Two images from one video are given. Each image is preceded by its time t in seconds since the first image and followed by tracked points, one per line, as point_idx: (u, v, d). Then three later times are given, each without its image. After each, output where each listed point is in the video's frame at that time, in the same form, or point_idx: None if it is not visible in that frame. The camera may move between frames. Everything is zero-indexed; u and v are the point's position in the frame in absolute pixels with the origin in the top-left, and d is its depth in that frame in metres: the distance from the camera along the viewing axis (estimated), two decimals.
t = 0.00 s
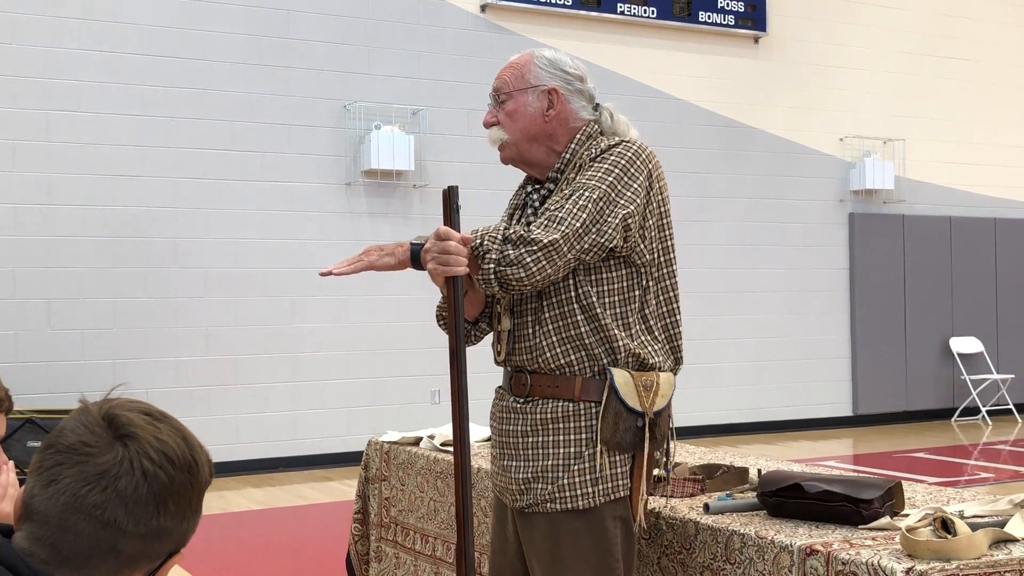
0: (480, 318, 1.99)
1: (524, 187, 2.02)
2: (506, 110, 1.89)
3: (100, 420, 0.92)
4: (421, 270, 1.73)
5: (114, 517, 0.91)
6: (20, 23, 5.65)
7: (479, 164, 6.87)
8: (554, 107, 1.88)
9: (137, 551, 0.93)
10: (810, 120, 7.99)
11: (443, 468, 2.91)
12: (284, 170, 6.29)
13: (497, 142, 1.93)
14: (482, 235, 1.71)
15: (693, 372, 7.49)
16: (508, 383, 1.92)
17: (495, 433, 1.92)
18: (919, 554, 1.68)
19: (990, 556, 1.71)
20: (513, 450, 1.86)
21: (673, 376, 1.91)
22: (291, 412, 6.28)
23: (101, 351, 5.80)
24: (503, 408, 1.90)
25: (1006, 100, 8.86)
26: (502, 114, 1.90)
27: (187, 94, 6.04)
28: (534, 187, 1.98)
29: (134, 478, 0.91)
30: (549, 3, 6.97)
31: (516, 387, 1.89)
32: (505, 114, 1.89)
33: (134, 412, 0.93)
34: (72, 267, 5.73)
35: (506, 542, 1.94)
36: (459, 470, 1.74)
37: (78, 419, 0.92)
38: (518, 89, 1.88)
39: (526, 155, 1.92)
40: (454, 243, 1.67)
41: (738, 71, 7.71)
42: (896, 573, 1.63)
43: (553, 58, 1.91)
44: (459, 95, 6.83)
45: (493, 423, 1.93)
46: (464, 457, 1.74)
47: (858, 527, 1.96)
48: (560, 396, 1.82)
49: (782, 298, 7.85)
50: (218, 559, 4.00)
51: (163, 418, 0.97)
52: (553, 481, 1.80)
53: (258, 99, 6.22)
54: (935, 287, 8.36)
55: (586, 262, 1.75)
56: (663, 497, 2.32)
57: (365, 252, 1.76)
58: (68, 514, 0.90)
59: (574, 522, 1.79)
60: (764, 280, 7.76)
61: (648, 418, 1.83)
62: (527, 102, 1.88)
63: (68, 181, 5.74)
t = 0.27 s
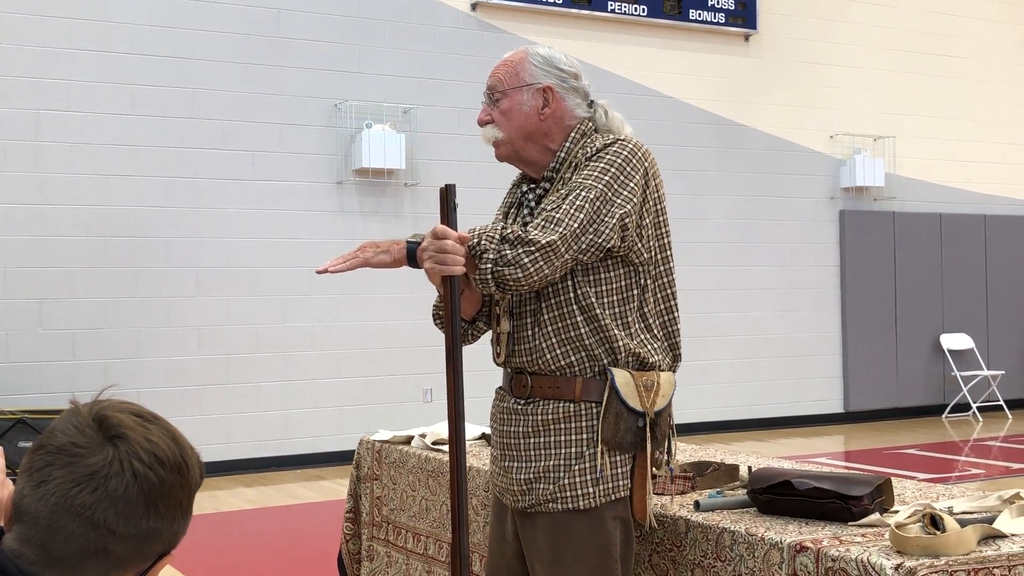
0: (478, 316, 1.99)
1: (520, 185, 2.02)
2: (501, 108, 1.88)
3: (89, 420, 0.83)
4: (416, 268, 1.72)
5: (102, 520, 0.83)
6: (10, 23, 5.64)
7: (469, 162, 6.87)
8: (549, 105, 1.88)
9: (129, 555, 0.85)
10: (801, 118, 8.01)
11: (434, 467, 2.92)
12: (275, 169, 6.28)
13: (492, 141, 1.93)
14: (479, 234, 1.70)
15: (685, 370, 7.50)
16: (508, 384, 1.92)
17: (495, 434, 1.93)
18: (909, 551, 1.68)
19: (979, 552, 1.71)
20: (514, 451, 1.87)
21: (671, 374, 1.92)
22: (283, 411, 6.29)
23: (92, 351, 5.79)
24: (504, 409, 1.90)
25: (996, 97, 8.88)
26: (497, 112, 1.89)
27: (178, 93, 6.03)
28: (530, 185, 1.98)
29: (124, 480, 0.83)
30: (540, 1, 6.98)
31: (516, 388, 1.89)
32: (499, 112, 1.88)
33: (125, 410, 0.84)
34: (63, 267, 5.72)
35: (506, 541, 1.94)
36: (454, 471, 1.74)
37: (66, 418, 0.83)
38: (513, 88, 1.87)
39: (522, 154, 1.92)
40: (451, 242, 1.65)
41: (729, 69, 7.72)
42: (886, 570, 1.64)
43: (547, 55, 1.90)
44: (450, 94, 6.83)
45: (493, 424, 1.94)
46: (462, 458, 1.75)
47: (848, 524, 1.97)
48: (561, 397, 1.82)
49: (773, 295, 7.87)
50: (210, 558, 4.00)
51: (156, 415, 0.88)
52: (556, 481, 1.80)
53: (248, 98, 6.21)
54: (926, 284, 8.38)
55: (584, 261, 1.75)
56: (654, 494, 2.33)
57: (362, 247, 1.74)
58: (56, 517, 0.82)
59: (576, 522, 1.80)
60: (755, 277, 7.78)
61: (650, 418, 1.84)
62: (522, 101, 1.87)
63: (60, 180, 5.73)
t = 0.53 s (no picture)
0: (474, 316, 1.98)
1: (514, 183, 2.02)
2: (499, 104, 1.88)
3: (82, 423, 0.82)
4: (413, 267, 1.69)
5: (94, 524, 0.82)
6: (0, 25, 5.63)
7: (461, 164, 6.87)
8: (548, 106, 1.88)
9: (120, 557, 0.85)
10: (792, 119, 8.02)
11: (427, 468, 2.92)
12: (267, 170, 6.27)
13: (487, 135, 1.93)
14: (479, 234, 1.68)
15: (678, 370, 7.51)
16: (504, 385, 1.92)
17: (493, 436, 1.92)
18: (900, 551, 1.69)
19: (970, 552, 1.72)
20: (512, 452, 1.86)
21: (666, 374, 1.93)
22: (276, 412, 6.28)
23: (83, 353, 5.78)
24: (501, 411, 1.90)
25: (988, 97, 8.91)
26: (494, 107, 1.90)
27: (170, 94, 6.02)
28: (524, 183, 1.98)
29: (117, 483, 0.82)
30: (532, 2, 6.98)
31: (513, 389, 1.88)
32: (497, 108, 1.89)
33: (117, 413, 0.84)
34: (54, 268, 5.71)
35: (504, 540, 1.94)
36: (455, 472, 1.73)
37: (60, 422, 0.82)
38: (513, 85, 1.88)
39: (516, 151, 1.92)
40: (451, 243, 1.63)
41: (720, 70, 7.74)
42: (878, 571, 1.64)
43: (551, 56, 1.91)
44: (442, 95, 6.83)
45: (490, 425, 1.93)
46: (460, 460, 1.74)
47: (840, 523, 1.97)
48: (559, 398, 1.82)
49: (765, 296, 7.89)
50: (202, 559, 3.99)
51: (147, 420, 0.88)
52: (555, 483, 1.80)
53: (240, 99, 6.20)
54: (918, 284, 8.41)
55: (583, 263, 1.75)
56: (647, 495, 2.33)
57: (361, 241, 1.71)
58: (49, 520, 0.81)
59: (576, 523, 1.80)
60: (747, 277, 7.79)
61: (648, 418, 1.84)
62: (522, 99, 1.88)
63: (51, 182, 5.72)
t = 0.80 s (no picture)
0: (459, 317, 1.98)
1: (509, 188, 2.01)
2: (503, 116, 1.87)
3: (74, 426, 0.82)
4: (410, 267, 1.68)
5: (87, 526, 0.82)
6: None
7: (456, 166, 6.88)
8: (552, 119, 1.87)
9: (113, 559, 0.84)
10: (787, 121, 8.03)
11: (421, 471, 2.91)
12: (261, 172, 6.27)
13: (487, 145, 1.91)
14: (480, 240, 1.69)
15: (673, 372, 7.52)
16: (486, 385, 1.92)
17: (474, 436, 1.92)
18: (894, 554, 1.69)
19: (964, 554, 1.72)
20: (494, 453, 1.86)
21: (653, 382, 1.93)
22: (271, 415, 6.27)
23: (78, 356, 5.76)
24: (483, 411, 1.90)
25: (981, 100, 8.93)
26: (497, 118, 1.87)
27: (164, 97, 6.01)
28: (519, 188, 1.97)
29: (109, 486, 0.82)
30: (526, 5, 6.99)
31: (496, 390, 1.88)
32: (501, 120, 1.87)
33: (110, 415, 0.83)
34: (48, 271, 5.70)
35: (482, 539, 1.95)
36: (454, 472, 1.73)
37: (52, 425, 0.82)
38: (518, 98, 1.86)
39: (518, 162, 1.91)
40: (453, 246, 1.63)
41: (715, 72, 7.75)
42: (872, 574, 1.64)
43: (553, 67, 1.90)
44: (437, 97, 6.83)
45: (472, 425, 1.94)
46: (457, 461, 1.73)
47: (835, 527, 1.97)
48: (541, 399, 1.82)
49: (760, 298, 7.90)
50: (196, 562, 3.99)
51: (142, 421, 0.87)
52: (535, 485, 1.80)
53: (235, 101, 6.20)
54: (913, 286, 8.42)
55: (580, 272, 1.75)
56: (640, 497, 2.33)
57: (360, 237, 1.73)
58: (42, 523, 0.81)
59: (554, 525, 1.80)
60: (741, 280, 7.80)
61: (631, 421, 1.84)
62: (527, 112, 1.86)
63: (46, 184, 5.71)
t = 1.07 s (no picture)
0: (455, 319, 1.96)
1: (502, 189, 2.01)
2: (492, 122, 1.86)
3: (71, 427, 0.81)
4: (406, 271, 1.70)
5: (84, 527, 0.81)
6: None
7: (454, 167, 6.88)
8: (541, 121, 1.86)
9: (109, 560, 0.84)
10: (785, 123, 8.03)
11: (418, 472, 2.91)
12: (259, 173, 6.26)
13: (478, 151, 1.90)
14: (473, 242, 1.70)
15: (670, 374, 7.52)
16: (482, 387, 1.91)
17: (470, 438, 1.91)
18: (892, 556, 1.69)
19: (962, 557, 1.71)
20: (490, 454, 1.85)
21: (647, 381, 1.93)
22: (267, 416, 6.26)
23: (74, 357, 5.75)
24: (478, 413, 1.89)
25: (978, 102, 8.94)
26: (486, 124, 1.87)
27: (162, 97, 6.00)
28: (512, 191, 1.97)
29: (106, 487, 0.81)
30: (524, 6, 6.99)
31: (492, 391, 1.87)
32: (490, 126, 1.86)
33: (107, 416, 0.82)
34: (44, 271, 5.69)
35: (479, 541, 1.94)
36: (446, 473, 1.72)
37: (49, 425, 0.81)
38: (505, 103, 1.85)
39: (511, 165, 1.90)
40: (445, 248, 1.64)
41: (713, 74, 7.75)
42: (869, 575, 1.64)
43: (538, 68, 1.89)
44: (435, 98, 6.83)
45: (467, 426, 1.92)
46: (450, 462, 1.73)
47: (832, 529, 1.97)
48: (538, 401, 1.81)
49: (758, 300, 7.90)
50: (192, 564, 3.98)
51: (139, 422, 0.86)
52: (532, 485, 1.79)
53: (232, 102, 6.19)
54: (910, 289, 8.43)
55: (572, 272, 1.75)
56: (638, 499, 2.32)
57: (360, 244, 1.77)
58: (40, 524, 0.81)
59: (550, 526, 1.79)
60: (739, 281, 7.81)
61: (625, 423, 1.85)
62: (515, 116, 1.85)
63: (42, 184, 5.70)
